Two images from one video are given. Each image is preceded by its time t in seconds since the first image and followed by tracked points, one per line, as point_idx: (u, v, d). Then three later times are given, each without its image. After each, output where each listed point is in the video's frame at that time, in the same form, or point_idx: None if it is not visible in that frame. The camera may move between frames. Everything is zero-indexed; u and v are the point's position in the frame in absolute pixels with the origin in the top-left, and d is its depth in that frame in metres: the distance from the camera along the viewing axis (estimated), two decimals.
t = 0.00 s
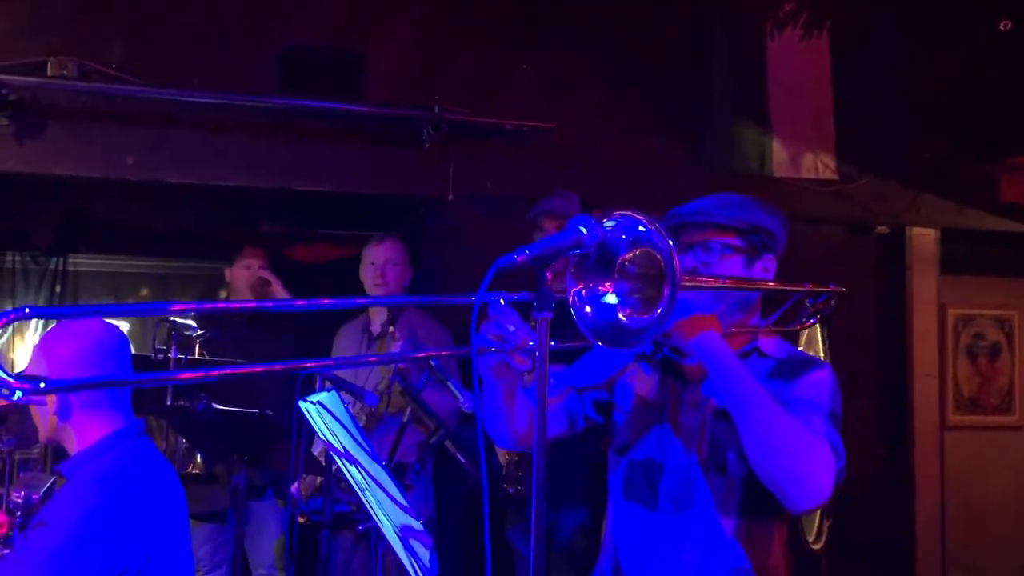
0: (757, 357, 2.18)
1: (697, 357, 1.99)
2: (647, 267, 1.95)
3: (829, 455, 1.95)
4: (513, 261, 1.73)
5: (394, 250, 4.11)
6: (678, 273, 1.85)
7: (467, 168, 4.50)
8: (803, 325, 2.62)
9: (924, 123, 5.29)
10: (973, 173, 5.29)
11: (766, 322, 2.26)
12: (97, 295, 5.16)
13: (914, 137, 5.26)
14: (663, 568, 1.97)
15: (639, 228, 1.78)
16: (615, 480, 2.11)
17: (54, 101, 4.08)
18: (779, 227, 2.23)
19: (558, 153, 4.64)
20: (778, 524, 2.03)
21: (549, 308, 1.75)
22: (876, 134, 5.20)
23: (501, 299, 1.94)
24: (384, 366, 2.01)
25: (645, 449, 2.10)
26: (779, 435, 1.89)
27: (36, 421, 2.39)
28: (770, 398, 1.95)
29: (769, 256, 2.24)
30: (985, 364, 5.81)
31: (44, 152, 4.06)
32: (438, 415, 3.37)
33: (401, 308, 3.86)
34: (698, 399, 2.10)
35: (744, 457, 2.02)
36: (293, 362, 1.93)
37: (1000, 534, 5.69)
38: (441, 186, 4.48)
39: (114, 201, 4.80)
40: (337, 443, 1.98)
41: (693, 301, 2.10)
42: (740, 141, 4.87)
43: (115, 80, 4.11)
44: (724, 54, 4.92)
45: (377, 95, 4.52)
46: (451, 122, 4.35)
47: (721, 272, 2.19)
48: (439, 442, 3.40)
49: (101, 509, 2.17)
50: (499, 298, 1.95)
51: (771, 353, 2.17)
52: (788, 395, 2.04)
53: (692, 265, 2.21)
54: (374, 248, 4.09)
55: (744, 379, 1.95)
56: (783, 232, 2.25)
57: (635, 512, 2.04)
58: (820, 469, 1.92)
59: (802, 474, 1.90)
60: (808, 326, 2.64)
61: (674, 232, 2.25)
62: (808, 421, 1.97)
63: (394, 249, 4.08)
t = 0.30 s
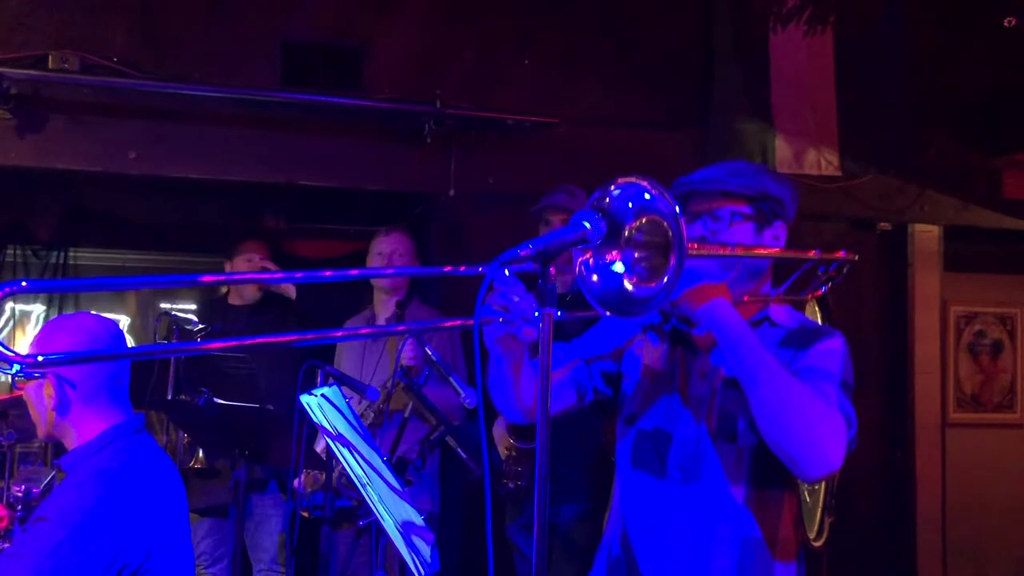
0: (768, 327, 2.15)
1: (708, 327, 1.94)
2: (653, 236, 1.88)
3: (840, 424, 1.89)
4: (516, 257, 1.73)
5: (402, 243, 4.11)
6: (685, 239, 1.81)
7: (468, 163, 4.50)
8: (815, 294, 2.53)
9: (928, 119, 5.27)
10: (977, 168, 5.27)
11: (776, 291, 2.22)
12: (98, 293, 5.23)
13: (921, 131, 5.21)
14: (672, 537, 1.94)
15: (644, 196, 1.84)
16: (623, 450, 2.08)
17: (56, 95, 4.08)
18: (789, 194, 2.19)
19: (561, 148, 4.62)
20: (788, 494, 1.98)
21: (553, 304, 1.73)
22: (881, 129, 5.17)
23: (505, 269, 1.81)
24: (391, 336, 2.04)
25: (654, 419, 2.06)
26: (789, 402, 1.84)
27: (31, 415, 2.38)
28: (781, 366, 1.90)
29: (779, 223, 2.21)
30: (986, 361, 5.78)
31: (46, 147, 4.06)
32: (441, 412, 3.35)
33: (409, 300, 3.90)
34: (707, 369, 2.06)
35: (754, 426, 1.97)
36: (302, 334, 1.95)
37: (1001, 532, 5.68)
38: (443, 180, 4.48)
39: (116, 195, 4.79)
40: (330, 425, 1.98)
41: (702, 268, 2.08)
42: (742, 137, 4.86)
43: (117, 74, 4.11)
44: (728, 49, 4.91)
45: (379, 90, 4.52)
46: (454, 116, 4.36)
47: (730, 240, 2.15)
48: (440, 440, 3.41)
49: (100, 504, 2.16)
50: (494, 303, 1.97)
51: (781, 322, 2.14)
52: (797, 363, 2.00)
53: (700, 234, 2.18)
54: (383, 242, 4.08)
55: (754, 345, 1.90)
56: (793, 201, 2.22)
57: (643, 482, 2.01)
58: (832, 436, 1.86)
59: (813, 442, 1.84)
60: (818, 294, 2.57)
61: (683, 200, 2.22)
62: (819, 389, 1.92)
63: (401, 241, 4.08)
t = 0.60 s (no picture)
0: (772, 280, 2.08)
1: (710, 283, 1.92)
2: (649, 196, 1.90)
3: (843, 379, 1.86)
4: (516, 250, 1.70)
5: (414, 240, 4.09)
6: (682, 198, 1.81)
7: (469, 157, 4.48)
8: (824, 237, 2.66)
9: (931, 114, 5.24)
10: (981, 164, 5.23)
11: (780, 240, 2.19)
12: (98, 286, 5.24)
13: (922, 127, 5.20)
14: (674, 492, 1.88)
15: (640, 155, 1.85)
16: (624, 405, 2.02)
17: (56, 88, 4.07)
18: (792, 141, 2.13)
19: (562, 142, 4.60)
20: (793, 448, 1.91)
21: (553, 299, 1.70)
22: (883, 123, 5.15)
23: (501, 234, 1.73)
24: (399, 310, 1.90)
25: (657, 374, 2.00)
26: (795, 359, 1.80)
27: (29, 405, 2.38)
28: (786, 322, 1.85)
29: (783, 171, 2.15)
30: (988, 356, 5.75)
31: (45, 139, 4.06)
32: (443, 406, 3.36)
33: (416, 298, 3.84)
34: (710, 323, 1.99)
35: (758, 380, 1.90)
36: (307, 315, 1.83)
37: (1002, 529, 5.66)
38: (443, 174, 4.46)
39: (117, 189, 4.79)
40: (321, 407, 1.99)
41: (705, 225, 2.06)
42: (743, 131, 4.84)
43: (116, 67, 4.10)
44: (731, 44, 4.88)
45: (380, 83, 4.50)
46: (454, 111, 4.34)
47: (731, 192, 2.13)
48: (440, 434, 3.39)
49: (98, 497, 2.15)
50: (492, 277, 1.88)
51: (787, 275, 2.07)
52: (802, 318, 1.94)
53: (701, 186, 2.16)
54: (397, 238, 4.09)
55: (757, 301, 1.87)
56: (797, 147, 2.16)
57: (644, 437, 1.95)
58: (836, 390, 1.83)
59: (816, 395, 1.80)
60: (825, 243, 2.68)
61: (683, 152, 2.18)
62: (823, 344, 1.88)
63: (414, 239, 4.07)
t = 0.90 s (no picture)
0: (752, 271, 2.08)
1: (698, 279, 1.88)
2: (646, 192, 1.90)
3: (821, 373, 1.88)
4: (518, 241, 1.68)
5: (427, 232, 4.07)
6: (683, 195, 1.75)
7: (469, 150, 4.47)
8: (795, 231, 2.53)
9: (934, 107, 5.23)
10: (983, 159, 5.22)
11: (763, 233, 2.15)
12: (97, 279, 5.22)
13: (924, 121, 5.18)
14: (651, 478, 1.89)
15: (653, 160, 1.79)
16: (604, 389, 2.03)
17: (54, 80, 4.04)
18: (779, 133, 2.12)
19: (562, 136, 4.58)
20: (769, 439, 1.93)
21: (556, 291, 1.68)
22: (885, 117, 5.13)
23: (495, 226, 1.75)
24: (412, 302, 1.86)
25: (637, 359, 2.01)
26: (777, 352, 1.81)
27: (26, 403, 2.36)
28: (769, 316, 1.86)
29: (769, 163, 2.13)
30: (988, 351, 5.76)
31: (43, 132, 4.04)
32: (445, 402, 3.42)
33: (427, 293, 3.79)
34: (691, 310, 2.00)
35: (737, 370, 1.92)
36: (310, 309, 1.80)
37: (1002, 524, 5.66)
38: (444, 167, 4.44)
39: (115, 181, 4.76)
40: (325, 409, 1.95)
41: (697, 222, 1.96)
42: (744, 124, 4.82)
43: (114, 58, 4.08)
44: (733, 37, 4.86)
45: (380, 76, 4.48)
46: (455, 104, 4.32)
47: (719, 183, 2.09)
48: (440, 428, 3.47)
49: (97, 490, 2.14)
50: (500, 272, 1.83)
51: (768, 267, 2.07)
52: (782, 309, 1.95)
53: (690, 175, 2.12)
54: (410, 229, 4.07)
55: (741, 294, 1.85)
56: (783, 141, 2.15)
57: (623, 422, 1.96)
58: (815, 385, 1.85)
59: (796, 391, 1.82)
60: (800, 231, 2.56)
61: (672, 140, 2.15)
62: (802, 338, 1.89)
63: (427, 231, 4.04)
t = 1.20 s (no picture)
0: (727, 263, 1.98)
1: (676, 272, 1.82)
2: (626, 181, 1.75)
3: (795, 363, 1.82)
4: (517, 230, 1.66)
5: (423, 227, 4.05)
6: (667, 188, 1.69)
7: (467, 142, 4.44)
8: (770, 221, 2.35)
9: (933, 100, 5.20)
10: (984, 151, 5.19)
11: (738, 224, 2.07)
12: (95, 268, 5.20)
13: (924, 114, 5.16)
14: (625, 472, 1.79)
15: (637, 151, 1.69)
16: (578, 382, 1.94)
17: (49, 69, 4.02)
18: (752, 122, 2.04)
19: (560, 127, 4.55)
20: (743, 427, 1.84)
21: (554, 282, 1.66)
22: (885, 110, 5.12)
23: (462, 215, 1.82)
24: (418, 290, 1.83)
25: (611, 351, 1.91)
26: (754, 343, 1.74)
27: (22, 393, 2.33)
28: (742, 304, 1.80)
29: (743, 153, 2.04)
30: (987, 345, 5.75)
31: (38, 121, 4.01)
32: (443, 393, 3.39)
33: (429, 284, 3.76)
34: (665, 303, 1.90)
35: (712, 361, 1.84)
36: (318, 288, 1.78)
37: (1001, 518, 5.65)
38: (441, 159, 4.41)
39: (111, 171, 4.74)
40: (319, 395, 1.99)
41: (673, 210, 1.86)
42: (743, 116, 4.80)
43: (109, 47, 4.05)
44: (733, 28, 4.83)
45: (378, 66, 4.46)
46: (452, 94, 4.30)
47: (695, 175, 1.99)
48: (438, 419, 3.43)
49: (93, 481, 2.12)
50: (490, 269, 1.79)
51: (741, 258, 1.98)
52: (756, 301, 1.89)
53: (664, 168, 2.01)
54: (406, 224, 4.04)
55: (717, 282, 1.78)
56: (756, 128, 2.06)
57: (598, 415, 1.86)
58: (791, 377, 1.80)
59: (772, 384, 1.76)
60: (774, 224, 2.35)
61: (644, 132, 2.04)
62: (778, 329, 1.83)
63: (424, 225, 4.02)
